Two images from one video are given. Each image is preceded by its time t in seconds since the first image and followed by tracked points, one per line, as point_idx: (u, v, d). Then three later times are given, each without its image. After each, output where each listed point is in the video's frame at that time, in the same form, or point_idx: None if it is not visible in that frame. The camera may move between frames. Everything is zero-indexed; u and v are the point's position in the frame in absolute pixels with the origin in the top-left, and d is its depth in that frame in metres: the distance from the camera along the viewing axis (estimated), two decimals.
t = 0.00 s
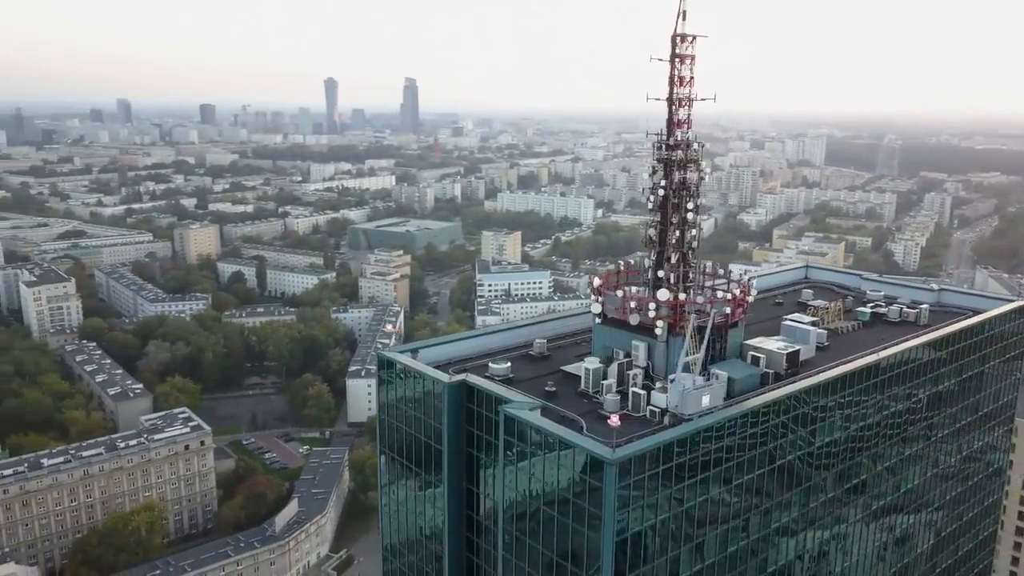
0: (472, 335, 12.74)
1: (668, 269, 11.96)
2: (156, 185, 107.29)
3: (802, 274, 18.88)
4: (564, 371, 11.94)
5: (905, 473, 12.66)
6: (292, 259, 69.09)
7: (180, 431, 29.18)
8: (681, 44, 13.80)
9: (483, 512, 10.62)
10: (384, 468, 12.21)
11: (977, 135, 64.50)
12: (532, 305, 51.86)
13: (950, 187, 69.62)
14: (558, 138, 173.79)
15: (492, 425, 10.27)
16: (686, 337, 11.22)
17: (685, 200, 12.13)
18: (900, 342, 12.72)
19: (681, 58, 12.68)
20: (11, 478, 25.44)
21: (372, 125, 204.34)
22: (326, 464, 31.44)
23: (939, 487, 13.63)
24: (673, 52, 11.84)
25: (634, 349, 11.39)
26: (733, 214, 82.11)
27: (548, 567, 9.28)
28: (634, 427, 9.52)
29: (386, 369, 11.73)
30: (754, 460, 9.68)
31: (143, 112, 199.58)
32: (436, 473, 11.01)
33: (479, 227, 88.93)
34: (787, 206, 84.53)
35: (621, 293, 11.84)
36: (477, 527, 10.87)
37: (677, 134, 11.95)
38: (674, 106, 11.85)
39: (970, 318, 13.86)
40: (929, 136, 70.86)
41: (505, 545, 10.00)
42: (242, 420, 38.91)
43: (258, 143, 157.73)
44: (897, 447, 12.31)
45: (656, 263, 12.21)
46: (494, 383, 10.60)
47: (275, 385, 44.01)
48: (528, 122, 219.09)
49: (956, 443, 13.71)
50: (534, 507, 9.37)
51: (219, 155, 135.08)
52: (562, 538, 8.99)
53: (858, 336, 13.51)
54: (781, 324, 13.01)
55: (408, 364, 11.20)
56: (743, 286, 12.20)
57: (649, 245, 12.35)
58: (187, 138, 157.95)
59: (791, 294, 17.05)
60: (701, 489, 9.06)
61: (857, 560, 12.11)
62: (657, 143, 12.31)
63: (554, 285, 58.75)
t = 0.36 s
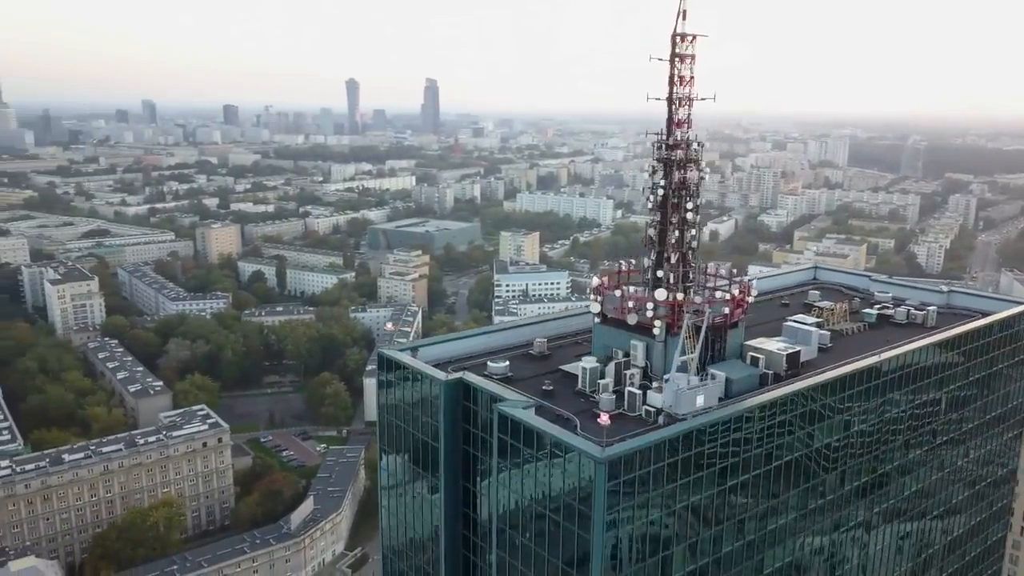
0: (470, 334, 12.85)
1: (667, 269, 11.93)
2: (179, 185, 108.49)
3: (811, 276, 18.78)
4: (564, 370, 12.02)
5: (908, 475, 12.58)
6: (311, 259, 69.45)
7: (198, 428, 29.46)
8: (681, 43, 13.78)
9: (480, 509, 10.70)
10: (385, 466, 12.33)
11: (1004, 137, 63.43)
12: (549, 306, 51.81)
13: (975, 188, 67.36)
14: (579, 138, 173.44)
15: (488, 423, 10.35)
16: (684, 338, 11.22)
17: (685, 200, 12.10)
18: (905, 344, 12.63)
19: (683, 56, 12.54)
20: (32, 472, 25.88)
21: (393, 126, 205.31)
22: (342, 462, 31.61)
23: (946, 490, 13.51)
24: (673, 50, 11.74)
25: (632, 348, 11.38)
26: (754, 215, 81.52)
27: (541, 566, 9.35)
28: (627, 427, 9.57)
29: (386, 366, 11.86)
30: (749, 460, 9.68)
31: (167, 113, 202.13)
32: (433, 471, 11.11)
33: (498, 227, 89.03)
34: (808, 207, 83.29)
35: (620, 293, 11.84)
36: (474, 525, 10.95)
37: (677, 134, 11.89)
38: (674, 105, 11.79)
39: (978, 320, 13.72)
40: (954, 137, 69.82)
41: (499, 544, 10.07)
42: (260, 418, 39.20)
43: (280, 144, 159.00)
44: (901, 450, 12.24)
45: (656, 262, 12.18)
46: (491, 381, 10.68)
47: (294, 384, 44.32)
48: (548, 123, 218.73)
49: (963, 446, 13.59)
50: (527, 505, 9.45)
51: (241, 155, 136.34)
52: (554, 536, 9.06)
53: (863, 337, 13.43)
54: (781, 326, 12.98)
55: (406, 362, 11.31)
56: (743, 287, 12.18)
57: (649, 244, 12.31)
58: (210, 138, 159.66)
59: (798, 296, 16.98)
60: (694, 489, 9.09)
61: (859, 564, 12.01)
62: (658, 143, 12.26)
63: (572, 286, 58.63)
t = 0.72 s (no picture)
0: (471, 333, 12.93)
1: (667, 270, 11.96)
2: (203, 184, 109.62)
3: (820, 277, 18.67)
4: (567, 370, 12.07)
5: (911, 479, 12.50)
6: (331, 259, 69.81)
7: (217, 425, 29.74)
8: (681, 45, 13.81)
9: (476, 507, 10.83)
10: (384, 465, 12.45)
11: None
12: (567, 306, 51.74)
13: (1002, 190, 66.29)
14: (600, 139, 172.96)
15: (484, 422, 10.45)
16: (682, 338, 11.27)
17: (685, 201, 12.12)
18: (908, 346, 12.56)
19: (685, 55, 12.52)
20: (54, 467, 26.29)
21: (414, 126, 206.01)
22: (358, 461, 31.80)
23: (951, 495, 13.41)
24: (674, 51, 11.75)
25: (631, 348, 11.42)
26: (776, 217, 80.90)
27: (534, 564, 9.45)
28: (621, 426, 9.64)
29: (386, 365, 12.00)
30: (743, 461, 9.72)
31: (192, 112, 204.38)
32: (431, 469, 11.24)
33: (517, 228, 89.07)
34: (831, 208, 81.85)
35: (619, 293, 11.89)
36: (471, 523, 11.06)
37: (677, 134, 11.93)
38: (674, 105, 11.82)
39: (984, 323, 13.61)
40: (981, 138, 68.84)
41: (494, 542, 10.18)
42: (279, 416, 39.53)
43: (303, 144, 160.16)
44: (902, 452, 12.20)
45: (656, 262, 12.21)
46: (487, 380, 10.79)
47: (312, 382, 44.65)
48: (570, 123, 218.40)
49: (969, 450, 13.48)
50: (521, 504, 9.56)
51: (264, 155, 137.50)
52: (546, 535, 9.16)
53: (866, 339, 13.36)
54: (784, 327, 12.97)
55: (404, 361, 11.45)
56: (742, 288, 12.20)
57: (649, 244, 12.35)
58: (233, 138, 161.18)
59: (805, 297, 16.90)
60: (686, 489, 9.15)
61: (861, 566, 11.97)
62: (658, 142, 12.28)
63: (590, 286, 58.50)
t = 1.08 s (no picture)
0: (472, 333, 13.01)
1: (668, 271, 11.94)
2: (225, 185, 110.77)
3: (829, 279, 18.49)
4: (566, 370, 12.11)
5: (917, 482, 12.38)
6: (350, 258, 70.17)
7: (235, 423, 30.02)
8: (682, 43, 13.74)
9: (474, 505, 10.91)
10: (386, 464, 12.56)
11: None
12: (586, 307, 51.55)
13: None
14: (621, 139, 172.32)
15: (480, 421, 10.51)
16: (682, 339, 11.26)
17: (685, 201, 12.09)
18: (913, 348, 12.42)
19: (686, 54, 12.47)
20: (75, 462, 26.68)
21: (435, 127, 206.70)
22: (374, 460, 31.93)
23: (958, 498, 13.25)
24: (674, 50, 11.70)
25: (631, 348, 11.47)
26: (797, 219, 80.18)
27: (530, 564, 9.52)
28: (617, 427, 9.67)
29: (388, 364, 12.09)
30: (740, 462, 9.72)
31: (215, 114, 206.49)
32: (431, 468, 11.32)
33: (536, 229, 89.07)
34: (853, 211, 80.64)
35: (620, 294, 11.89)
36: (470, 522, 11.13)
37: (678, 134, 11.90)
38: (675, 105, 11.77)
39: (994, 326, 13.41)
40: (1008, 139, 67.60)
41: (491, 542, 10.27)
42: (297, 414, 39.84)
43: (324, 145, 161.26)
44: (908, 455, 12.09)
45: (657, 262, 12.19)
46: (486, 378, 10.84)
47: (330, 381, 44.92)
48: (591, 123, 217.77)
49: (976, 454, 13.32)
50: (518, 503, 9.64)
51: (285, 156, 138.49)
52: (541, 533, 9.22)
53: (872, 342, 13.24)
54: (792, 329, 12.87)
55: (405, 359, 11.54)
56: (744, 289, 12.14)
57: (651, 245, 12.34)
58: (256, 139, 162.77)
59: (813, 299, 16.78)
60: (682, 490, 9.16)
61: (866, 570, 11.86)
62: (660, 142, 12.24)
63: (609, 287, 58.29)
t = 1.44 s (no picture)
0: (474, 332, 13.08)
1: (668, 271, 11.94)
2: (250, 185, 111.91)
3: (840, 280, 18.32)
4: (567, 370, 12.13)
5: (923, 486, 12.26)
6: (373, 258, 70.54)
7: (255, 421, 30.31)
8: (685, 41, 13.64)
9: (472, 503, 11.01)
10: (388, 463, 12.68)
11: None
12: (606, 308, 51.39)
13: None
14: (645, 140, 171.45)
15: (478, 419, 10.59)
16: (681, 340, 11.25)
17: (687, 201, 12.04)
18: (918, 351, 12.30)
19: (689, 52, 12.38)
20: (99, 457, 27.11)
21: (458, 128, 207.22)
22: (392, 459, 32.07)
23: (966, 504, 13.10)
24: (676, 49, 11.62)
25: (631, 348, 11.48)
26: (822, 221, 79.35)
27: (524, 563, 9.61)
28: (612, 427, 9.70)
29: (389, 362, 12.19)
30: (735, 462, 9.72)
31: (241, 115, 208.80)
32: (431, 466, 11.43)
33: (558, 229, 89.01)
34: (878, 212, 79.14)
35: (621, 294, 11.90)
36: (469, 521, 11.23)
37: (680, 134, 11.85)
38: (677, 105, 11.72)
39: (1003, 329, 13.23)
40: None
41: (487, 540, 10.36)
42: (317, 413, 40.16)
43: (348, 145, 162.30)
44: (913, 460, 11.97)
45: (659, 262, 12.18)
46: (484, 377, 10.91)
47: (351, 380, 45.23)
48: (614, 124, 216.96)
49: (984, 459, 13.16)
50: (512, 503, 9.71)
51: (309, 156, 139.57)
52: (534, 532, 9.32)
53: (879, 344, 13.11)
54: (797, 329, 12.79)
55: (406, 358, 11.64)
56: (747, 289, 12.09)
57: (653, 245, 12.32)
58: (280, 139, 164.23)
59: (823, 300, 16.64)
60: (675, 491, 9.20)
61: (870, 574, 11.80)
62: (662, 142, 12.21)
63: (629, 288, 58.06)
